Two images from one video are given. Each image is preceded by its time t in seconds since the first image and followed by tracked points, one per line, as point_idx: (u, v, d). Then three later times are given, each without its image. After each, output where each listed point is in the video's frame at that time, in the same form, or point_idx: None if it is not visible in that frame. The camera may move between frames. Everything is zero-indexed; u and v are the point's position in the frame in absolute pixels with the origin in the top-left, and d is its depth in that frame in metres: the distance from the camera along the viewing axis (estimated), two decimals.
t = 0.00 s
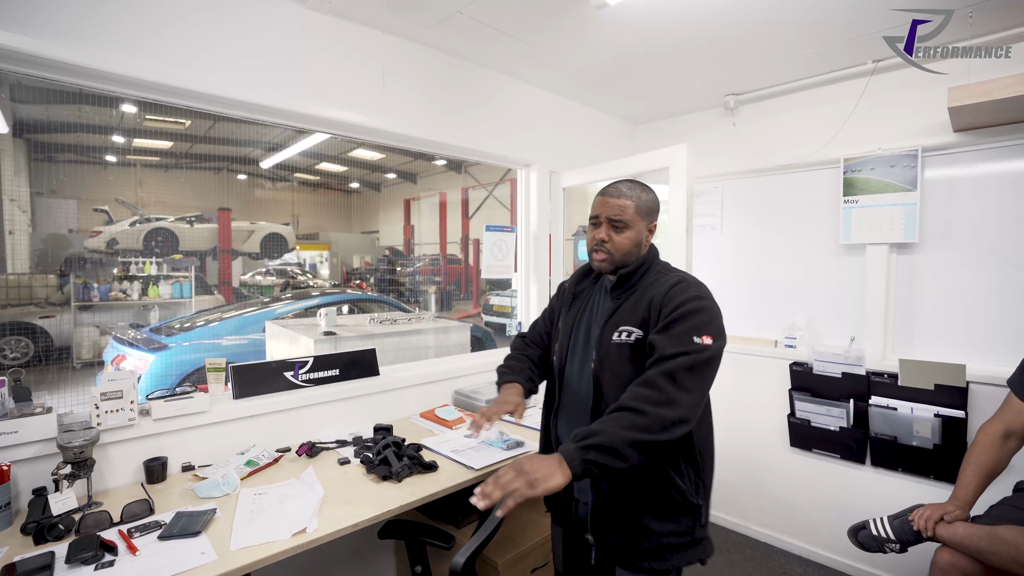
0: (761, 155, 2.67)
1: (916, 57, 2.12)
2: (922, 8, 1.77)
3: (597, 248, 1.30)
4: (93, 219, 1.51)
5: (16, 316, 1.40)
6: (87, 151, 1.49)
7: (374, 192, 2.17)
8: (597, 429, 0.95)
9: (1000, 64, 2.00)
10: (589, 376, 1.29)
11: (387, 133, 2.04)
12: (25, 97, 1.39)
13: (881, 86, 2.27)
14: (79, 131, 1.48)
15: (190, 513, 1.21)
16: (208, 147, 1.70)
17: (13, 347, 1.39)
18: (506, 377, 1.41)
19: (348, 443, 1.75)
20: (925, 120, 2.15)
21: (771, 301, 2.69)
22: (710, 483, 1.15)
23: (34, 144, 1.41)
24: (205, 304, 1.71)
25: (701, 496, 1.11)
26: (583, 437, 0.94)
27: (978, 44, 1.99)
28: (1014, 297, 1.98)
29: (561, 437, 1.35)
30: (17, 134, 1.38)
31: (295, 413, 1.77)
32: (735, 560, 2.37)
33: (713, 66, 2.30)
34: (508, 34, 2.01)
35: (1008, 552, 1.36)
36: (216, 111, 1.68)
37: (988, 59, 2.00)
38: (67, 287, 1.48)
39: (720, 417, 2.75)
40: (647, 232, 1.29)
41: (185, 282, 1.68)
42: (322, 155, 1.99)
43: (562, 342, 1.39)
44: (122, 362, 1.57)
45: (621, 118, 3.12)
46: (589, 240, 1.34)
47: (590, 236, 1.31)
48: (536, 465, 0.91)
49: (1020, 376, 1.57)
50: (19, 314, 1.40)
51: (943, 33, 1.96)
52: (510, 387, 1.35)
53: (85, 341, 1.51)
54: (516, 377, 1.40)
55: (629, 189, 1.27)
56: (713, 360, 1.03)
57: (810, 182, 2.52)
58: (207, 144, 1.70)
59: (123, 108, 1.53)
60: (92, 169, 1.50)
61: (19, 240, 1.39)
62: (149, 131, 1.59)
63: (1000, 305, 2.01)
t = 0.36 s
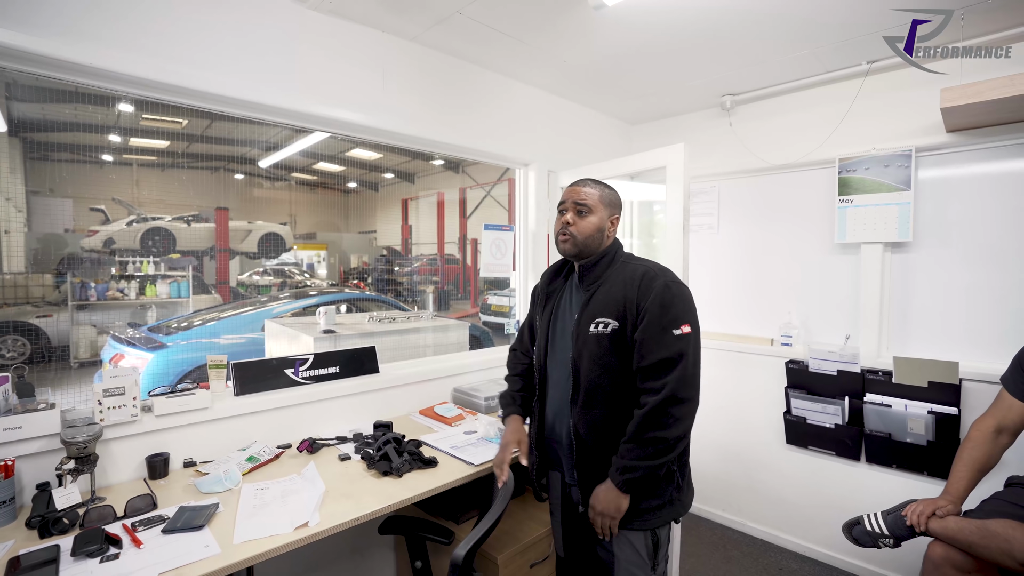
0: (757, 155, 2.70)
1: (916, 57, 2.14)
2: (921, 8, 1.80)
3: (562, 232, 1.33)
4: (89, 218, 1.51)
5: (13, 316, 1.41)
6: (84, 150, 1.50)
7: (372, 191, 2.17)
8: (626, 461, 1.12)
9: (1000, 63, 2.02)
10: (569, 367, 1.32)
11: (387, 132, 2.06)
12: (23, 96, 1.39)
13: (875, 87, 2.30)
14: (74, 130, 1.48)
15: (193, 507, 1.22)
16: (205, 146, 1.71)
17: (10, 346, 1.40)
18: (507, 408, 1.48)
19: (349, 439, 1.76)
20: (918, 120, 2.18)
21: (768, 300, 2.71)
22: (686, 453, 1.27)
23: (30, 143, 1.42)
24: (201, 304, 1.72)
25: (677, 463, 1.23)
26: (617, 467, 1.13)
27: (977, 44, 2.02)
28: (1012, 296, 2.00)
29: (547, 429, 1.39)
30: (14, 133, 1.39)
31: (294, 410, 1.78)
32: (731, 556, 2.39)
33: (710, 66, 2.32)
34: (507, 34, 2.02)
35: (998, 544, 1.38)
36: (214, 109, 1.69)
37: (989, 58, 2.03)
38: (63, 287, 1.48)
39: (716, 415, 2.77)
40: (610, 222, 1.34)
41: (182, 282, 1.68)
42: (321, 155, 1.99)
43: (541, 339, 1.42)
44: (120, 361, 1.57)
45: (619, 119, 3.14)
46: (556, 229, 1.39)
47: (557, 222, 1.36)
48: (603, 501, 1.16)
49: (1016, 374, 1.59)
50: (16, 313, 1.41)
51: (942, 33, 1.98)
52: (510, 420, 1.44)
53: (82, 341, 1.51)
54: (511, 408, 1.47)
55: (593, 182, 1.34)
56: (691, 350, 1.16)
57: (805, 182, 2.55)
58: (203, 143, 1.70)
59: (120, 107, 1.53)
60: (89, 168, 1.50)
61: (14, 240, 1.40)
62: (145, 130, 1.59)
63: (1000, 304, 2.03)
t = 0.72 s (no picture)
0: (760, 154, 2.70)
1: (916, 56, 2.13)
2: (921, 8, 1.79)
3: (575, 231, 1.35)
4: (92, 218, 1.52)
5: (17, 315, 1.41)
6: (86, 150, 1.50)
7: (374, 191, 2.17)
8: (604, 389, 1.07)
9: (1000, 63, 2.03)
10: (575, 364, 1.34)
11: (389, 132, 2.06)
12: (26, 97, 1.40)
13: (877, 86, 2.30)
14: (77, 130, 1.48)
15: (199, 505, 1.22)
16: (208, 145, 1.71)
17: (14, 346, 1.40)
18: (514, 391, 1.43)
19: (353, 438, 1.76)
20: (921, 120, 2.18)
21: (770, 300, 2.71)
22: (686, 461, 1.28)
23: (33, 143, 1.42)
24: (205, 303, 1.73)
25: (676, 471, 1.24)
26: (589, 388, 1.08)
27: (975, 44, 2.01)
28: (1015, 296, 2.01)
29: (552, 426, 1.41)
30: (18, 133, 1.39)
31: (299, 410, 1.79)
32: (734, 555, 2.39)
33: (709, 67, 2.33)
34: (509, 34, 2.03)
35: (1001, 543, 1.38)
36: (217, 109, 1.69)
37: (988, 59, 2.02)
38: (67, 286, 1.49)
39: (719, 415, 2.77)
40: (623, 221, 1.35)
41: (185, 282, 1.69)
42: (323, 155, 2.00)
43: (549, 336, 1.45)
44: (124, 360, 1.57)
45: (621, 118, 3.15)
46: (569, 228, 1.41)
47: (569, 221, 1.37)
48: (543, 411, 1.06)
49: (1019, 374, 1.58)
50: (20, 313, 1.41)
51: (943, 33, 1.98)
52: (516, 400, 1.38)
53: (85, 340, 1.51)
54: (518, 391, 1.43)
55: (608, 182, 1.35)
56: (705, 349, 1.14)
57: (807, 181, 2.55)
58: (205, 143, 1.70)
59: (122, 107, 1.54)
60: (91, 168, 1.51)
61: (18, 240, 1.40)
62: (148, 130, 1.59)
63: (1002, 303, 2.03)
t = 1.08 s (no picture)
0: (760, 155, 2.70)
1: (916, 57, 2.14)
2: (922, 8, 1.79)
3: (585, 242, 1.35)
4: (91, 219, 1.51)
5: (17, 316, 1.41)
6: (86, 151, 1.50)
7: (374, 192, 2.17)
8: (619, 452, 1.04)
9: (1000, 63, 2.03)
10: (580, 369, 1.34)
11: (390, 132, 2.06)
12: (26, 97, 1.40)
13: (878, 87, 2.31)
14: (77, 131, 1.48)
15: (201, 507, 1.22)
16: (208, 146, 1.71)
17: (14, 347, 1.40)
18: (514, 399, 1.45)
19: (354, 440, 1.76)
20: (922, 121, 2.18)
21: (771, 300, 2.72)
22: (692, 470, 1.26)
23: (32, 143, 1.41)
24: (204, 304, 1.72)
25: (684, 482, 1.22)
26: (604, 454, 1.04)
27: (977, 45, 2.02)
28: (1016, 298, 2.01)
29: (555, 431, 1.40)
30: (18, 133, 1.39)
31: (300, 411, 1.78)
32: (735, 556, 2.39)
33: (709, 67, 2.33)
34: (510, 35, 2.03)
35: (1005, 544, 1.38)
36: (217, 110, 1.69)
37: (989, 58, 2.03)
38: (66, 287, 1.48)
39: (720, 416, 2.77)
40: (637, 233, 1.34)
41: (185, 282, 1.69)
42: (323, 155, 2.00)
43: (554, 338, 1.44)
44: (124, 361, 1.57)
45: (622, 119, 3.15)
46: (580, 234, 1.40)
47: (580, 229, 1.36)
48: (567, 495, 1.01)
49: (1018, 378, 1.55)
50: (18, 313, 1.41)
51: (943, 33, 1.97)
52: (516, 410, 1.42)
53: (85, 341, 1.51)
54: (519, 399, 1.45)
55: (625, 190, 1.31)
56: (711, 364, 1.13)
57: (807, 182, 2.56)
58: (205, 144, 1.70)
59: (122, 108, 1.54)
60: (91, 169, 1.51)
61: (18, 240, 1.40)
62: (148, 131, 1.59)
63: (1003, 304, 2.03)
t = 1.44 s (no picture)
0: (761, 155, 2.70)
1: (917, 57, 2.14)
2: (922, 8, 1.79)
3: (585, 239, 1.35)
4: (92, 219, 1.51)
5: (20, 316, 1.41)
6: (87, 151, 1.50)
7: (374, 192, 2.17)
8: (649, 494, 1.11)
9: (1000, 63, 2.03)
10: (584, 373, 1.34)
11: (392, 132, 2.06)
12: (27, 98, 1.40)
13: (880, 87, 2.31)
14: (79, 131, 1.48)
15: (205, 507, 1.22)
16: (209, 146, 1.71)
17: (15, 347, 1.40)
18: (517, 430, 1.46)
19: (357, 439, 1.76)
20: (924, 121, 2.18)
21: (772, 300, 2.72)
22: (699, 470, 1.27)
23: (34, 144, 1.41)
24: (205, 304, 1.72)
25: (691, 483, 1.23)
26: (642, 499, 1.11)
27: (977, 45, 2.02)
28: (1015, 297, 2.01)
29: (559, 435, 1.40)
30: (19, 134, 1.39)
31: (302, 410, 1.78)
32: (737, 556, 2.39)
33: (709, 67, 2.33)
34: (512, 35, 2.03)
35: (1008, 545, 1.38)
36: (217, 109, 1.69)
37: (989, 58, 2.03)
38: (67, 287, 1.48)
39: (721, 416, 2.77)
40: (636, 230, 1.35)
41: (186, 282, 1.69)
42: (324, 156, 1.99)
43: (556, 341, 1.44)
44: (125, 361, 1.57)
45: (622, 119, 3.14)
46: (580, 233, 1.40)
47: (580, 226, 1.37)
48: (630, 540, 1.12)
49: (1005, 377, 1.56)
50: (19, 314, 1.40)
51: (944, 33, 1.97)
52: (523, 444, 1.43)
53: (86, 341, 1.51)
54: (525, 429, 1.46)
55: (623, 188, 1.34)
56: (715, 367, 1.16)
57: (809, 182, 2.56)
58: (205, 144, 1.70)
59: (123, 108, 1.54)
60: (92, 169, 1.51)
61: (18, 240, 1.40)
62: (148, 131, 1.59)
63: (1003, 304, 2.04)
